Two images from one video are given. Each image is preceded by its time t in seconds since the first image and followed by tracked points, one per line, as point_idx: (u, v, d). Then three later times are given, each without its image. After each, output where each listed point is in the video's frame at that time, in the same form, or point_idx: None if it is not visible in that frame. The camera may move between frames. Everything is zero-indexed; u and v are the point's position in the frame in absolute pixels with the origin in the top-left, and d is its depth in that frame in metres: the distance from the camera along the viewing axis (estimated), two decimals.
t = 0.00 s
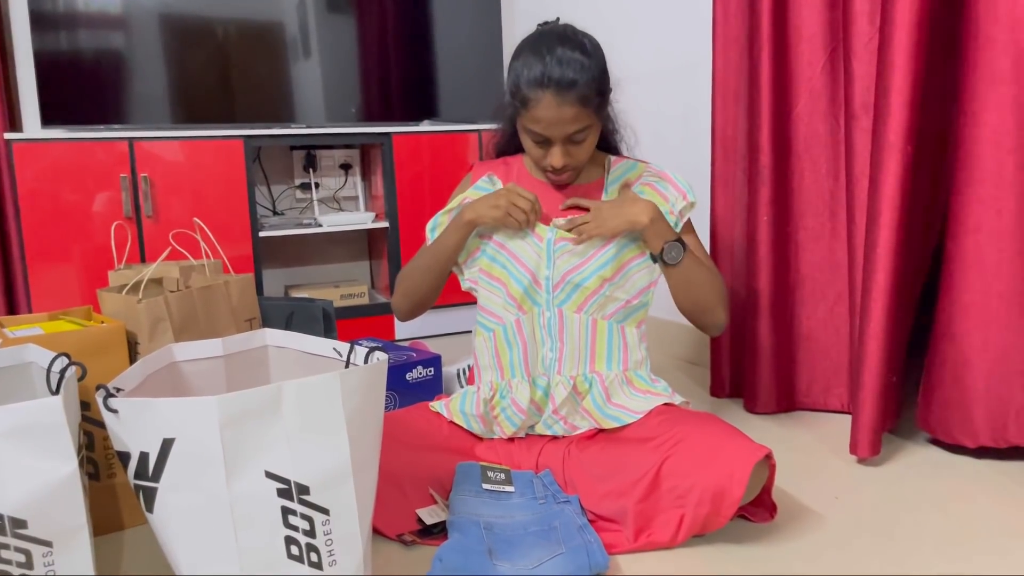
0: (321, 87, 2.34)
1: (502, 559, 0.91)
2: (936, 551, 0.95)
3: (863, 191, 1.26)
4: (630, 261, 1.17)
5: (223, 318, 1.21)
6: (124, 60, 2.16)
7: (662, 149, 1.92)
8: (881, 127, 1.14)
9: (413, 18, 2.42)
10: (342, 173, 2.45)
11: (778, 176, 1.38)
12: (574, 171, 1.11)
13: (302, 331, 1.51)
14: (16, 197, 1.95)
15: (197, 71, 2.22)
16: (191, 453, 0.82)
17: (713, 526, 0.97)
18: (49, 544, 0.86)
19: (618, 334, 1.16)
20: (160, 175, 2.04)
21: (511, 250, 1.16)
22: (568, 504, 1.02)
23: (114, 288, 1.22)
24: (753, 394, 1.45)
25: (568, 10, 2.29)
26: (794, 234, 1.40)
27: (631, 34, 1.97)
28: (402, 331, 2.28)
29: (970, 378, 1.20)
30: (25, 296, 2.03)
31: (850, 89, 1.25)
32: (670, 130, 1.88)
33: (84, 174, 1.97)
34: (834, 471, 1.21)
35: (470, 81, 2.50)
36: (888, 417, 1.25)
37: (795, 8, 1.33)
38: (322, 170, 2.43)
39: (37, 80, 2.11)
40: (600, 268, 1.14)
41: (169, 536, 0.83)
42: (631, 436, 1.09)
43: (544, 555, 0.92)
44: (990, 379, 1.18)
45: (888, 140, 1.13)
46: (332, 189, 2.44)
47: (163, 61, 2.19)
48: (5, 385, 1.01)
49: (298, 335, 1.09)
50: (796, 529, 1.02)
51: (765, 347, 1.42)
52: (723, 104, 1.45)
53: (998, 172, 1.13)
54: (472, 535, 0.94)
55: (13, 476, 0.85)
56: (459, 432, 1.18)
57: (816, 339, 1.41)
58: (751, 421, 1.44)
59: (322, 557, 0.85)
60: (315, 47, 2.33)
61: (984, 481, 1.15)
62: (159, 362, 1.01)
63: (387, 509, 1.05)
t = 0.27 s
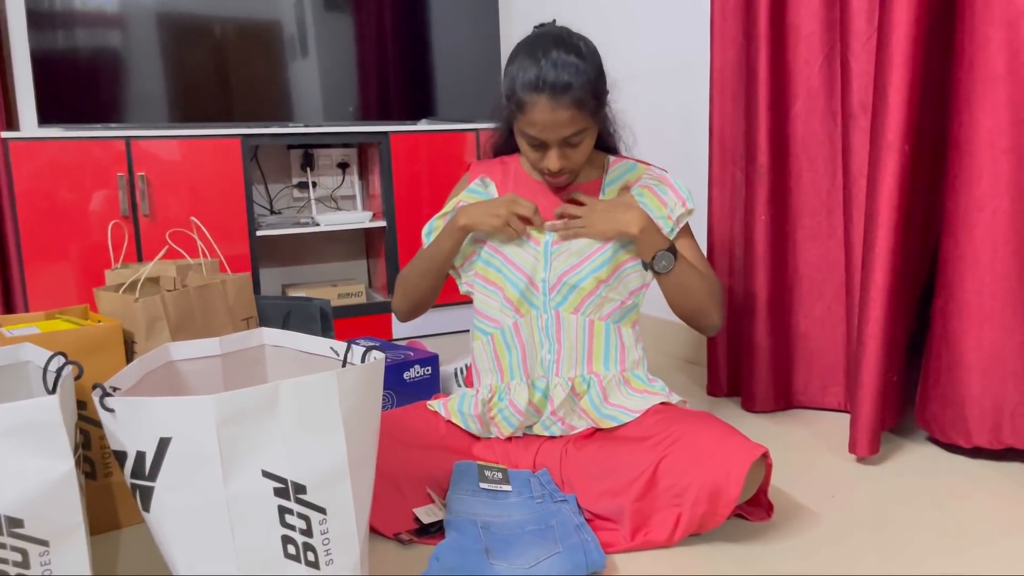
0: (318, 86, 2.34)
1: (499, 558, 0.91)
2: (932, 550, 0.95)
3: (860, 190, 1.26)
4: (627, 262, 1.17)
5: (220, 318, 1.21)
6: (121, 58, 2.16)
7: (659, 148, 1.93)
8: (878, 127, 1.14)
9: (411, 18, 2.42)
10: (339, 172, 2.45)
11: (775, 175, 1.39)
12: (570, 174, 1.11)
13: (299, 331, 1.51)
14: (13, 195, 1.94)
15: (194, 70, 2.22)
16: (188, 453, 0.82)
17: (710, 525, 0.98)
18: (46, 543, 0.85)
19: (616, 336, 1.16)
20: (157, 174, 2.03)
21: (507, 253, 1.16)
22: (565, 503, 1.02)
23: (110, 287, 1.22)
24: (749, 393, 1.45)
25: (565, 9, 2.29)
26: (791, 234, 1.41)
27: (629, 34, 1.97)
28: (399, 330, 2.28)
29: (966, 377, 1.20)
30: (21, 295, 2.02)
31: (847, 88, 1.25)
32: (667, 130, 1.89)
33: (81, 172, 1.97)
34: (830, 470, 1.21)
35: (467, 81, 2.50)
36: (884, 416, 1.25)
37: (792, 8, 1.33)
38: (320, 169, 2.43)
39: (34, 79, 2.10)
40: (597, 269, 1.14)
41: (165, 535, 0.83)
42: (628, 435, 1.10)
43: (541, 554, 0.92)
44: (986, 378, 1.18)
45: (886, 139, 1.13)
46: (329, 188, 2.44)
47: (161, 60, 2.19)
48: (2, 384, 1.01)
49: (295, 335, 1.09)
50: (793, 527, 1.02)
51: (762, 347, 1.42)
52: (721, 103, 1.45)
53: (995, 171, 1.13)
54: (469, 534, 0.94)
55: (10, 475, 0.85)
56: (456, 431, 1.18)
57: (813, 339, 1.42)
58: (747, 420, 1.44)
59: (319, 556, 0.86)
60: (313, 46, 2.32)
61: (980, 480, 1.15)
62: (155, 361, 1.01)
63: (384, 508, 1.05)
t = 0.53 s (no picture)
0: (316, 86, 2.34)
1: (497, 558, 0.91)
2: (929, 549, 0.95)
3: (857, 190, 1.26)
4: (622, 263, 1.17)
5: (218, 317, 1.21)
6: (119, 58, 2.16)
7: (657, 148, 1.93)
8: (875, 127, 1.14)
9: (409, 17, 2.42)
10: (337, 172, 2.45)
11: (772, 175, 1.39)
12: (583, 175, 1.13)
13: (297, 331, 1.51)
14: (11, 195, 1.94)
15: (192, 70, 2.22)
16: (186, 452, 0.82)
17: (708, 525, 0.98)
18: (44, 543, 0.85)
19: (614, 337, 1.17)
20: (155, 173, 2.03)
21: (501, 259, 1.16)
22: (563, 502, 1.03)
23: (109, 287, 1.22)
24: (747, 393, 1.46)
25: (563, 9, 2.29)
26: (788, 233, 1.41)
27: (626, 34, 1.97)
28: (398, 330, 2.28)
29: (964, 376, 1.20)
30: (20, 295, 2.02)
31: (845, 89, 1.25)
32: (665, 130, 1.89)
33: (79, 172, 1.96)
34: (827, 469, 1.21)
35: (465, 80, 2.50)
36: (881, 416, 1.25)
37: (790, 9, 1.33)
38: (318, 169, 2.43)
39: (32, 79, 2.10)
40: (592, 270, 1.15)
41: (163, 535, 0.83)
42: (625, 434, 1.10)
43: (539, 553, 0.92)
44: (982, 378, 1.19)
45: (883, 139, 1.13)
46: (328, 187, 2.44)
47: (159, 60, 2.19)
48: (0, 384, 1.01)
49: (294, 335, 1.09)
50: (790, 527, 1.03)
51: (760, 346, 1.43)
52: (719, 103, 1.45)
53: (992, 171, 1.13)
54: (467, 533, 0.95)
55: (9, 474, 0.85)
56: (454, 431, 1.18)
57: (811, 338, 1.42)
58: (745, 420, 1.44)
59: (317, 555, 0.86)
60: (311, 46, 2.32)
61: (977, 479, 1.16)
62: (154, 361, 1.01)
63: (383, 508, 1.05)
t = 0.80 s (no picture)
0: (316, 86, 2.34)
1: (496, 558, 0.91)
2: (928, 549, 0.95)
3: (857, 190, 1.26)
4: (623, 264, 1.17)
5: (217, 317, 1.21)
6: (118, 58, 2.16)
7: (657, 148, 1.93)
8: (874, 127, 1.14)
9: (408, 17, 2.42)
10: (337, 172, 2.44)
11: (772, 175, 1.39)
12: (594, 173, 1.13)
13: (297, 331, 1.51)
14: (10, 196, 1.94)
15: (192, 70, 2.21)
16: (185, 452, 0.82)
17: (708, 525, 0.98)
18: (43, 542, 0.85)
19: (615, 338, 1.17)
20: (154, 173, 2.03)
21: (502, 263, 1.16)
22: (563, 503, 1.03)
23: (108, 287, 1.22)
24: (746, 393, 1.46)
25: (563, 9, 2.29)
26: (788, 233, 1.41)
27: (626, 34, 1.97)
28: (397, 330, 2.28)
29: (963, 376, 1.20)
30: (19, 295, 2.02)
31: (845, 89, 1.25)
32: (665, 130, 1.89)
33: (79, 172, 1.96)
34: (827, 469, 1.21)
35: (465, 80, 2.50)
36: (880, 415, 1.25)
37: (790, 9, 1.33)
38: (317, 169, 2.43)
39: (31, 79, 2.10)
40: (594, 271, 1.15)
41: (163, 535, 0.83)
42: (625, 435, 1.10)
43: (538, 554, 0.92)
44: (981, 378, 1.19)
45: (882, 139, 1.13)
46: (327, 187, 2.44)
47: (158, 59, 2.19)
48: None
49: (293, 335, 1.09)
50: (789, 527, 1.03)
51: (759, 346, 1.43)
52: (718, 103, 1.45)
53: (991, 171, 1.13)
54: (466, 533, 0.94)
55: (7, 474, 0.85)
56: (454, 431, 1.18)
57: (810, 338, 1.42)
58: (745, 420, 1.44)
59: (317, 555, 0.86)
60: (311, 46, 2.32)
61: (976, 479, 1.16)
62: (153, 361, 1.01)
63: (382, 508, 1.05)
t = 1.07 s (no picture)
0: (316, 86, 2.34)
1: (496, 558, 0.91)
2: (927, 549, 0.95)
3: (856, 190, 1.26)
4: (624, 260, 1.17)
5: (218, 317, 1.21)
6: (118, 59, 2.16)
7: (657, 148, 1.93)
8: (872, 127, 1.14)
9: (408, 17, 2.42)
10: (337, 172, 2.45)
11: (772, 175, 1.39)
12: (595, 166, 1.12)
13: (297, 330, 1.51)
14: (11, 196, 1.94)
15: (192, 70, 2.22)
16: (186, 452, 0.82)
17: (708, 524, 0.98)
18: (44, 542, 0.86)
19: (616, 336, 1.17)
20: (155, 174, 2.03)
21: (502, 258, 1.16)
22: (563, 502, 1.03)
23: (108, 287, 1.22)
24: (746, 393, 1.46)
25: (563, 9, 2.29)
26: (787, 233, 1.41)
27: (626, 35, 1.98)
28: (397, 330, 2.28)
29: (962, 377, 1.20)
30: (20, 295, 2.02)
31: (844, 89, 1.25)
32: (665, 130, 1.89)
33: (79, 173, 1.96)
34: (826, 469, 1.21)
35: (465, 80, 2.50)
36: (879, 416, 1.26)
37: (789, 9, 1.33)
38: (318, 169, 2.43)
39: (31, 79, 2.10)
40: (594, 267, 1.15)
41: (163, 535, 0.83)
42: (625, 435, 1.10)
43: (538, 553, 0.92)
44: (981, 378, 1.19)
45: (880, 140, 1.14)
46: (328, 187, 2.44)
47: (158, 60, 2.19)
48: None
49: (294, 334, 1.09)
50: (788, 527, 1.03)
51: (759, 346, 1.43)
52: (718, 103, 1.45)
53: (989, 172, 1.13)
54: (466, 533, 0.95)
55: (8, 474, 0.85)
56: (454, 430, 1.18)
57: (810, 338, 1.42)
58: (745, 420, 1.44)
59: (317, 555, 0.86)
60: (311, 46, 2.33)
61: (975, 479, 1.16)
62: (153, 361, 1.01)
63: (382, 508, 1.05)
